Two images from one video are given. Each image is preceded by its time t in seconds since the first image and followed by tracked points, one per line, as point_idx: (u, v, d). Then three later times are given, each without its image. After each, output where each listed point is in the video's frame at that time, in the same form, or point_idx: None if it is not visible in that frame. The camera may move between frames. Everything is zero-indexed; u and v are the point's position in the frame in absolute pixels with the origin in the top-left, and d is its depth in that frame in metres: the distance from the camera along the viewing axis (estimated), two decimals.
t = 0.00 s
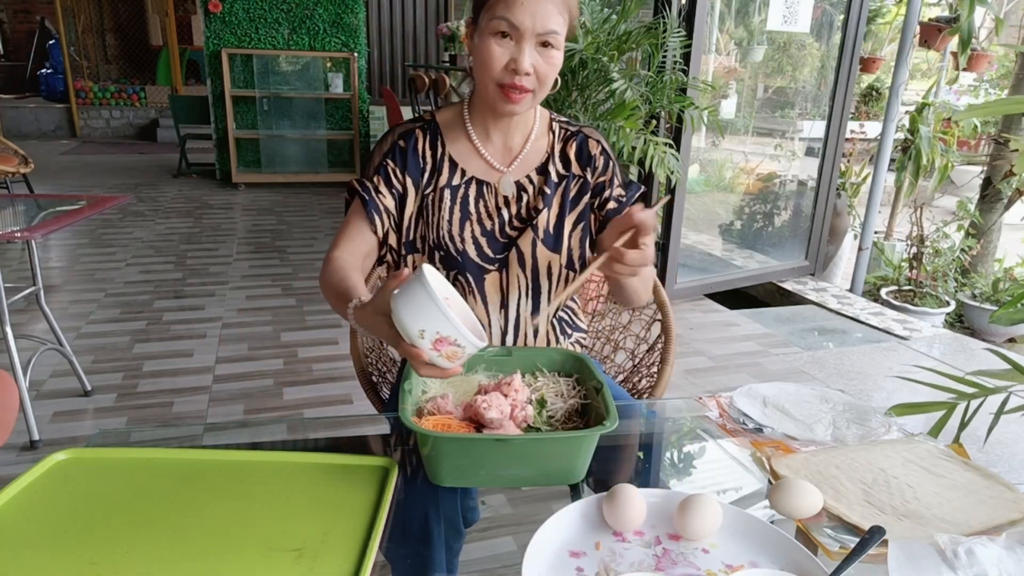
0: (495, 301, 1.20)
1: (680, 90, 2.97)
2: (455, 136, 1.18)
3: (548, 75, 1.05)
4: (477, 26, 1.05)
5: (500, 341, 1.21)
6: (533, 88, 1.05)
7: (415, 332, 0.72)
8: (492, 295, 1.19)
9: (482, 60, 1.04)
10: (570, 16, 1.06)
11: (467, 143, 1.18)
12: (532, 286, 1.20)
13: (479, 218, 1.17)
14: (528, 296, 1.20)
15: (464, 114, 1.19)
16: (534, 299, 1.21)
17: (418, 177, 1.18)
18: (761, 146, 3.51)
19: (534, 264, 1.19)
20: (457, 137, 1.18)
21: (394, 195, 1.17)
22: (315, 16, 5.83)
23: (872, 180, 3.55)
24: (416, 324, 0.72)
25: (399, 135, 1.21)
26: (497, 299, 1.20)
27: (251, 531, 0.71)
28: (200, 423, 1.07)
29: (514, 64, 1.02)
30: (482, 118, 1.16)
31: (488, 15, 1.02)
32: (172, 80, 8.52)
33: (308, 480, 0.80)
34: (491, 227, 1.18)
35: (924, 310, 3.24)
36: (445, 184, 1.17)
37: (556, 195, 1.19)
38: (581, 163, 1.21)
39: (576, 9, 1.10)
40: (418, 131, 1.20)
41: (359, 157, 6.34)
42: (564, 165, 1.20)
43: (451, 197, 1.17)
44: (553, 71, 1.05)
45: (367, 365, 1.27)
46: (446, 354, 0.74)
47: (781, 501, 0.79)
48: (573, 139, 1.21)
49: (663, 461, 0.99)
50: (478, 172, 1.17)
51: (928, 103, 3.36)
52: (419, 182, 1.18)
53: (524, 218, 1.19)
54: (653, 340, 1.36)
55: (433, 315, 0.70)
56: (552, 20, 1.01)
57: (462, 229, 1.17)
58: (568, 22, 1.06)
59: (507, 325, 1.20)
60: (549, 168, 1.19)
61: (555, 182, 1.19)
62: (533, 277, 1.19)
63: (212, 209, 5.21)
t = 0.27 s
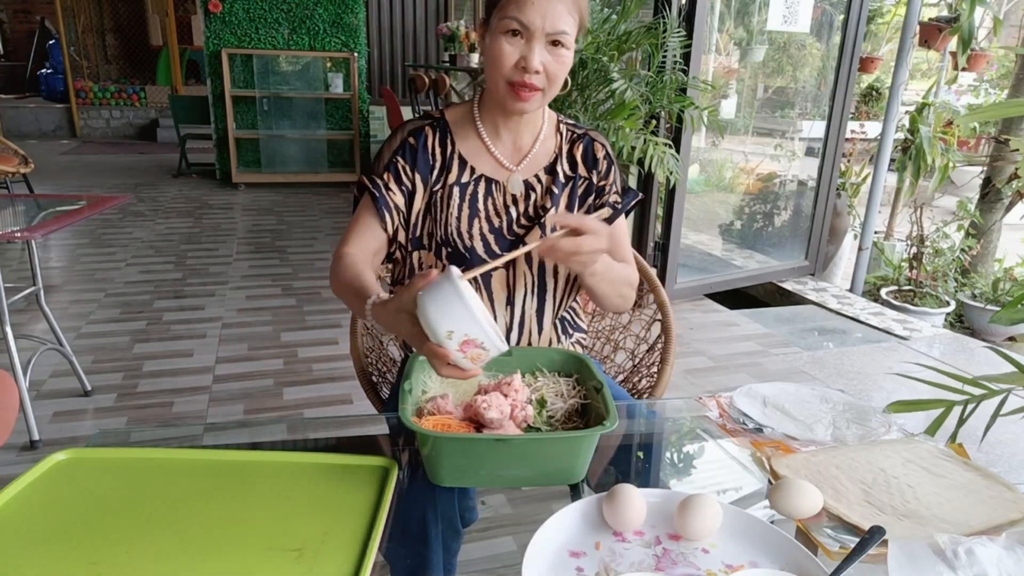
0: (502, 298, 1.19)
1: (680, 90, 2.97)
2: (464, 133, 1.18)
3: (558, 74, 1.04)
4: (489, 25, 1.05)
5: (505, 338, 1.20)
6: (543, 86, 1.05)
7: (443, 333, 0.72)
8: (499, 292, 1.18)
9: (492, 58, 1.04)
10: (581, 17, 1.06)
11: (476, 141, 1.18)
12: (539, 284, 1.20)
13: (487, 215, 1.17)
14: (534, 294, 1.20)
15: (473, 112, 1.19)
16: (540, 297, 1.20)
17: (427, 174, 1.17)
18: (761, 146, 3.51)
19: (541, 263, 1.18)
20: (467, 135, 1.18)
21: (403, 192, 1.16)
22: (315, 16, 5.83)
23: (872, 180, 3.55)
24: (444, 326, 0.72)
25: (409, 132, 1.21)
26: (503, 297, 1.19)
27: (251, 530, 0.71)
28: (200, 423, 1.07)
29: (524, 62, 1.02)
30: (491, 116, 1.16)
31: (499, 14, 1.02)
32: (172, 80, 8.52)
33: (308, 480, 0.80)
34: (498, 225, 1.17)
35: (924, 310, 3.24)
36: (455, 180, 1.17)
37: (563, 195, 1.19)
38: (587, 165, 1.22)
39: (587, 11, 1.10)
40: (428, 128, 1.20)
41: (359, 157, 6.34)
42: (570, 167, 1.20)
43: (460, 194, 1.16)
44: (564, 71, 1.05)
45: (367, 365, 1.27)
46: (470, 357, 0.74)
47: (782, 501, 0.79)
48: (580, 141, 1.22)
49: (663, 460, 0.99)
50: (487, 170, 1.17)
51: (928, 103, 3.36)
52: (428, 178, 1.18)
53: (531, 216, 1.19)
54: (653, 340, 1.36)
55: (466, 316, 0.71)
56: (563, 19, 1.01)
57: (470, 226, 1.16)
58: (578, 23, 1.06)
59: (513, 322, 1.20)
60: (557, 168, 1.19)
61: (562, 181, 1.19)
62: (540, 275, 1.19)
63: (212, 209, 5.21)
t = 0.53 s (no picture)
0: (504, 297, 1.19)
1: (680, 90, 2.97)
2: (469, 131, 1.18)
3: (563, 79, 1.04)
4: (496, 28, 1.05)
5: (506, 335, 1.20)
6: (547, 91, 1.05)
7: (452, 342, 0.74)
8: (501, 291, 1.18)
9: (498, 61, 1.04)
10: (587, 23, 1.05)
11: (481, 140, 1.18)
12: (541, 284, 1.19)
13: (491, 214, 1.17)
14: (536, 292, 1.20)
15: (478, 111, 1.20)
16: (542, 296, 1.20)
17: (431, 172, 1.17)
18: (761, 146, 3.51)
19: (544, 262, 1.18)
20: (472, 134, 1.18)
21: (407, 188, 1.16)
22: (315, 16, 5.83)
23: (872, 180, 3.55)
24: (452, 334, 0.74)
25: (414, 130, 1.21)
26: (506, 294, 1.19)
27: (251, 530, 0.71)
28: (201, 423, 1.07)
29: (529, 67, 1.02)
30: (497, 115, 1.16)
31: (506, 18, 1.02)
32: (172, 80, 8.52)
33: (308, 480, 0.80)
34: (502, 224, 1.17)
35: (924, 310, 3.25)
36: (459, 178, 1.17)
37: (566, 195, 1.19)
38: (590, 166, 1.22)
39: (595, 14, 1.10)
40: (432, 126, 1.20)
41: (359, 157, 6.34)
42: (574, 168, 1.20)
43: (464, 192, 1.16)
44: (568, 76, 1.04)
45: (367, 365, 1.27)
46: (471, 371, 0.75)
47: (781, 502, 0.79)
48: (584, 142, 1.22)
49: (663, 460, 0.99)
50: (492, 168, 1.17)
51: (928, 103, 3.37)
52: (432, 176, 1.18)
53: (534, 215, 1.19)
54: (653, 340, 1.36)
55: (477, 327, 0.73)
56: (569, 25, 1.01)
57: (474, 224, 1.16)
58: (585, 27, 1.05)
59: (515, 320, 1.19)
60: (561, 168, 1.19)
61: (566, 181, 1.19)
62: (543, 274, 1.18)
63: (212, 209, 5.21)
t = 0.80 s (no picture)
0: (505, 298, 1.19)
1: (680, 90, 2.96)
2: (470, 131, 1.18)
3: (566, 85, 1.04)
4: (500, 31, 1.04)
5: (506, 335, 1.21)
6: (549, 98, 1.05)
7: (454, 363, 0.77)
8: (502, 292, 1.19)
9: (502, 66, 1.04)
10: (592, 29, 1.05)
11: (482, 140, 1.18)
12: (541, 285, 1.20)
13: (492, 214, 1.17)
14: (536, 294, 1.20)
15: (479, 110, 1.19)
16: (543, 298, 1.20)
17: (433, 172, 1.17)
18: (761, 146, 3.51)
19: (544, 263, 1.18)
20: (473, 134, 1.18)
21: (407, 187, 1.16)
22: (315, 16, 5.83)
23: (872, 180, 3.55)
24: (456, 356, 0.77)
25: (416, 130, 1.21)
26: (506, 295, 1.19)
27: (251, 530, 0.71)
28: (200, 423, 1.07)
29: (533, 74, 1.02)
30: (498, 116, 1.16)
31: (511, 24, 1.01)
32: (172, 80, 8.51)
33: (307, 480, 0.80)
34: (503, 225, 1.17)
35: (924, 310, 3.24)
36: (460, 179, 1.17)
37: (568, 197, 1.19)
38: (592, 168, 1.22)
39: (599, 17, 1.09)
40: (434, 125, 1.20)
41: (359, 157, 6.34)
42: (575, 169, 1.20)
43: (465, 192, 1.16)
44: (572, 84, 1.05)
45: (367, 365, 1.27)
46: (470, 390, 0.79)
47: (781, 502, 0.79)
48: (585, 144, 1.22)
49: (663, 460, 0.99)
50: (493, 169, 1.17)
51: (928, 103, 3.36)
52: (433, 176, 1.18)
53: (535, 216, 1.19)
54: (653, 340, 1.36)
55: (480, 350, 0.77)
56: (574, 33, 1.00)
57: (475, 224, 1.16)
58: (589, 33, 1.05)
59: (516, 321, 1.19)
60: (562, 170, 1.19)
61: (567, 183, 1.19)
62: (543, 275, 1.19)
63: (212, 209, 5.21)
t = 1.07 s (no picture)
0: (506, 300, 1.19)
1: (680, 90, 2.96)
2: (472, 131, 1.18)
3: (570, 89, 1.05)
4: (505, 33, 1.04)
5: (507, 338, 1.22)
6: (553, 101, 1.05)
7: (444, 360, 0.75)
8: (503, 294, 1.18)
9: (506, 68, 1.03)
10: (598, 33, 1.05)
11: (484, 140, 1.18)
12: (543, 287, 1.20)
13: (493, 216, 1.17)
14: (537, 296, 1.20)
15: (482, 110, 1.19)
16: (544, 299, 1.21)
17: (434, 172, 1.17)
18: (761, 146, 3.51)
19: (546, 265, 1.18)
20: (475, 134, 1.18)
21: (408, 187, 1.16)
22: (315, 16, 5.83)
23: (872, 180, 3.55)
24: (445, 355, 0.75)
25: (417, 130, 1.21)
26: (507, 297, 1.19)
27: (251, 531, 0.71)
28: (200, 423, 1.07)
29: (538, 78, 1.02)
30: (500, 117, 1.16)
31: (517, 26, 1.01)
32: (172, 80, 8.51)
33: (307, 480, 0.80)
34: (504, 226, 1.17)
35: (924, 310, 3.24)
36: (461, 180, 1.17)
37: (570, 198, 1.19)
38: (594, 169, 1.22)
39: (604, 20, 1.09)
40: (436, 125, 1.20)
41: (359, 157, 6.34)
42: (578, 170, 1.20)
43: (467, 193, 1.16)
44: (576, 87, 1.05)
45: (367, 365, 1.27)
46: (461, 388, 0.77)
47: (782, 502, 0.79)
48: (588, 145, 1.22)
49: (664, 461, 0.99)
50: (495, 170, 1.17)
51: (928, 103, 3.37)
52: (434, 176, 1.17)
53: (537, 218, 1.19)
54: (653, 340, 1.36)
55: (471, 347, 0.75)
56: (580, 37, 1.00)
57: (476, 226, 1.16)
58: (595, 37, 1.05)
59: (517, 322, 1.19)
60: (565, 172, 1.19)
61: (570, 184, 1.19)
62: (545, 277, 1.19)
63: (212, 209, 5.21)
